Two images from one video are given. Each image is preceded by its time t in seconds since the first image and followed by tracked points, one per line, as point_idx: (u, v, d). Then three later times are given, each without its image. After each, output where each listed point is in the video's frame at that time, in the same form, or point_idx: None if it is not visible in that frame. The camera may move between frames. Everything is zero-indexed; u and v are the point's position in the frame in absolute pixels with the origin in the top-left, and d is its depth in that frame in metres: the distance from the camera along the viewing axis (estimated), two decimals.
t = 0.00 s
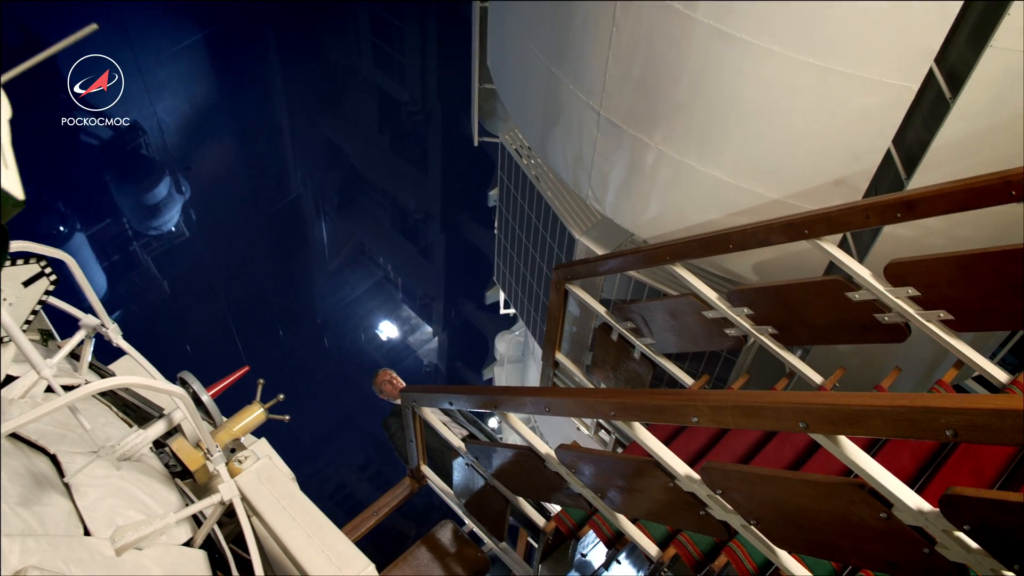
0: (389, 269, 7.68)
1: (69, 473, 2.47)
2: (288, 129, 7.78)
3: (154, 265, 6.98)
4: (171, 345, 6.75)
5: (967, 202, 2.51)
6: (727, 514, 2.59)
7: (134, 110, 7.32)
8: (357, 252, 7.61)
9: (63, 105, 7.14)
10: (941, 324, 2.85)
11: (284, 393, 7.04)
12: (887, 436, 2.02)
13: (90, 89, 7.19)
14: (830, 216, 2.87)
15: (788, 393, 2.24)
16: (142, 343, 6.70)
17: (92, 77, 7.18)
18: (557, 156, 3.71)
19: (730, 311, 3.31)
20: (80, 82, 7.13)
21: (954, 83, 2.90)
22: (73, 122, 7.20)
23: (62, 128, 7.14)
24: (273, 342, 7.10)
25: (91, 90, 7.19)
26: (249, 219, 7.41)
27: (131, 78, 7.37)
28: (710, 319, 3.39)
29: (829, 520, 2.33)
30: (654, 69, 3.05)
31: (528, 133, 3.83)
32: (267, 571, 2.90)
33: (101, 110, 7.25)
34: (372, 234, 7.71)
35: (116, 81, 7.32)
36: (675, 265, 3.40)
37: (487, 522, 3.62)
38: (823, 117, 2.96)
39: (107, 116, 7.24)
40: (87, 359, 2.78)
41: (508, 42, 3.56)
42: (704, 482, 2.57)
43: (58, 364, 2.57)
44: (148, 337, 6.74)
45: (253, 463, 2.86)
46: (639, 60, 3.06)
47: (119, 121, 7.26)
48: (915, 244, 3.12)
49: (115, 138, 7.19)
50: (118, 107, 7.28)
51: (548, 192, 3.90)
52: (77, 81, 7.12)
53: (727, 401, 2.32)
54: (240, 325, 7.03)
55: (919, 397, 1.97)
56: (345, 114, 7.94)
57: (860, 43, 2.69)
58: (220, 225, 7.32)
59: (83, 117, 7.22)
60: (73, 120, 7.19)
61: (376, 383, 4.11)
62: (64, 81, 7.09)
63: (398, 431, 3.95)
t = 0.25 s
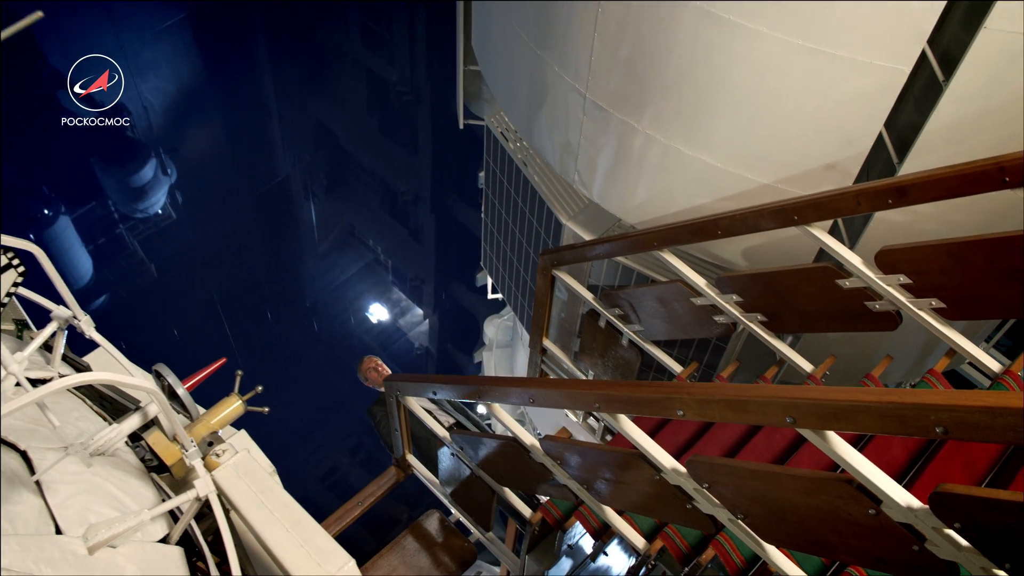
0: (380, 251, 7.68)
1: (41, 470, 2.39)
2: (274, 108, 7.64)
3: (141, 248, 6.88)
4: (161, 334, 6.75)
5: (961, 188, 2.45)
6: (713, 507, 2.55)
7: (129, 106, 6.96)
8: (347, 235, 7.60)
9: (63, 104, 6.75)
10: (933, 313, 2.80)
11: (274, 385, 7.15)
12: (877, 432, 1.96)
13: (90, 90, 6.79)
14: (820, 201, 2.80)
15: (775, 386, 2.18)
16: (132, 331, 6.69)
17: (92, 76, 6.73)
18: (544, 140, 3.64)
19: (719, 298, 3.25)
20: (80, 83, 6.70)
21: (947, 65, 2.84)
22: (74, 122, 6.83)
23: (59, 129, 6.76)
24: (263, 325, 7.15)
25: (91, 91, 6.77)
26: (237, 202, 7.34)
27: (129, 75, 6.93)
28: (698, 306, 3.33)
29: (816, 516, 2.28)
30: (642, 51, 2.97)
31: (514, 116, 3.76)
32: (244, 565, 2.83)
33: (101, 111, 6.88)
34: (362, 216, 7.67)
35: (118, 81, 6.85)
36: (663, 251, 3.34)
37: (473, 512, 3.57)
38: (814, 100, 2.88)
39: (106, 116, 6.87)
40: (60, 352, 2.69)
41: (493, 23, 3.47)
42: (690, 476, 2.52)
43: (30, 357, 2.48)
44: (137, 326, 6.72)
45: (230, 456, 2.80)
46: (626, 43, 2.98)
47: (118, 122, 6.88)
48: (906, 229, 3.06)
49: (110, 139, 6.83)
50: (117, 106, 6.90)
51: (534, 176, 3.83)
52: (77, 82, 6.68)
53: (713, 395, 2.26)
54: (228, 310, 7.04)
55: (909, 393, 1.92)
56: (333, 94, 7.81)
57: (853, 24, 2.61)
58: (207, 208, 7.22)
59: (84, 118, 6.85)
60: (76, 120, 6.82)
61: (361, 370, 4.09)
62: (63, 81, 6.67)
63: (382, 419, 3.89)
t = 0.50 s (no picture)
0: (371, 235, 7.73)
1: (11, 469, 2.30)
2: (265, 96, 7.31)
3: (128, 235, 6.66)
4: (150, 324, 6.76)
5: (956, 178, 2.39)
6: (700, 503, 2.49)
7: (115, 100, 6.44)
8: (337, 218, 7.56)
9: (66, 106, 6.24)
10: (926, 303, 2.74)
11: (263, 376, 7.32)
12: (866, 431, 1.91)
13: (90, 90, 6.35)
14: (811, 189, 2.74)
15: (762, 382, 2.12)
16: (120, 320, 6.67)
17: (91, 76, 6.32)
18: (531, 124, 3.56)
19: (708, 287, 3.19)
20: (80, 83, 6.29)
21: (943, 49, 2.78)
22: (73, 122, 6.32)
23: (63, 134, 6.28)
24: (251, 309, 7.22)
25: (89, 92, 6.34)
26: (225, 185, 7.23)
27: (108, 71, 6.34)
28: (687, 295, 3.28)
29: (804, 514, 2.23)
30: (630, 35, 2.89)
31: (501, 100, 3.68)
32: (221, 561, 2.77)
33: (100, 110, 6.41)
34: (352, 198, 7.63)
35: (118, 79, 6.44)
36: (651, 239, 3.27)
37: (459, 502, 3.53)
38: (806, 84, 2.81)
39: (105, 115, 6.43)
40: (31, 345, 2.59)
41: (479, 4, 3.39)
42: (676, 471, 2.47)
43: None
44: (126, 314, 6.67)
45: (207, 450, 2.73)
46: (615, 26, 2.90)
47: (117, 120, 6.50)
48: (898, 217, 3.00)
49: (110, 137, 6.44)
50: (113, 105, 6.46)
51: (522, 161, 3.76)
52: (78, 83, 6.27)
53: (700, 391, 2.20)
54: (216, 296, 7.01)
55: (900, 392, 1.86)
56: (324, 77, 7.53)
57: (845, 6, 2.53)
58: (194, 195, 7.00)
59: (83, 118, 6.36)
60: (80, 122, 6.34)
61: (346, 357, 4.01)
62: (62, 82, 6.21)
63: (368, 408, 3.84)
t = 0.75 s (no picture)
0: (363, 217, 7.57)
1: None
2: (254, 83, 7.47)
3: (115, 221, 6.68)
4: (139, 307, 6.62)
5: (954, 168, 2.31)
6: (689, 503, 2.43)
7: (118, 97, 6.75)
8: (328, 199, 7.44)
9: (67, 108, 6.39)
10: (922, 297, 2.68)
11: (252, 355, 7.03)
12: (857, 435, 1.84)
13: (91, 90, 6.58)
14: (806, 179, 2.67)
15: (752, 382, 2.06)
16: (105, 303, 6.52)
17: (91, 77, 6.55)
18: (521, 110, 3.49)
19: (701, 277, 3.12)
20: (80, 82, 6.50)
21: (940, 36, 2.71)
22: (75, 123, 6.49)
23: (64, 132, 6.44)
24: (241, 290, 7.06)
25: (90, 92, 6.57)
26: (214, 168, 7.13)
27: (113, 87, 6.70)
28: (680, 286, 3.21)
29: (795, 516, 2.17)
30: (619, 19, 2.82)
31: (489, 85, 3.60)
32: (201, 558, 2.71)
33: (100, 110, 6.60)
34: (345, 179, 7.50)
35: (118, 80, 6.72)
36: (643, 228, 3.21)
37: (447, 496, 3.46)
38: (801, 71, 2.73)
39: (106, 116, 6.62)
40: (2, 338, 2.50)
41: None
42: (665, 470, 2.41)
43: None
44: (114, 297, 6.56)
45: (185, 445, 2.67)
46: (604, 10, 2.83)
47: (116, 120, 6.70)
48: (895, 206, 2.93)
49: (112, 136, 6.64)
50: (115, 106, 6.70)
51: (511, 147, 3.69)
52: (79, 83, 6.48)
53: (689, 389, 2.14)
54: (206, 279, 6.92)
55: (892, 395, 1.80)
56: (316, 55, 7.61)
57: None
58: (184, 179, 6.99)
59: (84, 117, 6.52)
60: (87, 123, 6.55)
61: (332, 346, 3.94)
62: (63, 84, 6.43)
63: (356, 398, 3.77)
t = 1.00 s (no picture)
0: (358, 199, 7.48)
1: None
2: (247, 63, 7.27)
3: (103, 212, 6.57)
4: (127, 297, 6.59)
5: (956, 162, 2.24)
6: (680, 504, 2.37)
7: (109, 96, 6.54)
8: (322, 180, 7.36)
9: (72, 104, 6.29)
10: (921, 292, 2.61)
11: (243, 348, 7.09)
12: (852, 441, 1.78)
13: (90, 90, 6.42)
14: (803, 171, 2.60)
15: (744, 383, 2.00)
16: (95, 288, 6.45)
17: (90, 77, 6.39)
18: (512, 96, 3.41)
19: (695, 269, 3.05)
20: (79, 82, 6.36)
21: (943, 22, 2.62)
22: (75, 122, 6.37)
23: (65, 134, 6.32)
24: (233, 275, 7.02)
25: (89, 92, 6.39)
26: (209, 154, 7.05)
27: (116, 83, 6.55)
28: (674, 277, 3.14)
29: (787, 520, 2.11)
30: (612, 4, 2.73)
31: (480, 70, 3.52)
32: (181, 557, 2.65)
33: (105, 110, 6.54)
34: (340, 162, 7.42)
35: (117, 80, 6.54)
36: (636, 218, 3.13)
37: (437, 489, 3.40)
38: (799, 58, 2.64)
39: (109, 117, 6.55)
40: None
41: None
42: (655, 470, 2.34)
43: None
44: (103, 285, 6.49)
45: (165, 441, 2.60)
46: None
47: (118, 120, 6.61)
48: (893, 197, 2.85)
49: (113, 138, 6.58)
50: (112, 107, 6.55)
51: (503, 134, 3.61)
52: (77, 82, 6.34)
53: (679, 390, 2.07)
54: (197, 261, 6.87)
55: (888, 402, 1.73)
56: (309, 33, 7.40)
57: None
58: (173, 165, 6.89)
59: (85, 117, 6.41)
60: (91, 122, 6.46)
61: (320, 334, 3.89)
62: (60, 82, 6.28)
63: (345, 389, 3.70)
